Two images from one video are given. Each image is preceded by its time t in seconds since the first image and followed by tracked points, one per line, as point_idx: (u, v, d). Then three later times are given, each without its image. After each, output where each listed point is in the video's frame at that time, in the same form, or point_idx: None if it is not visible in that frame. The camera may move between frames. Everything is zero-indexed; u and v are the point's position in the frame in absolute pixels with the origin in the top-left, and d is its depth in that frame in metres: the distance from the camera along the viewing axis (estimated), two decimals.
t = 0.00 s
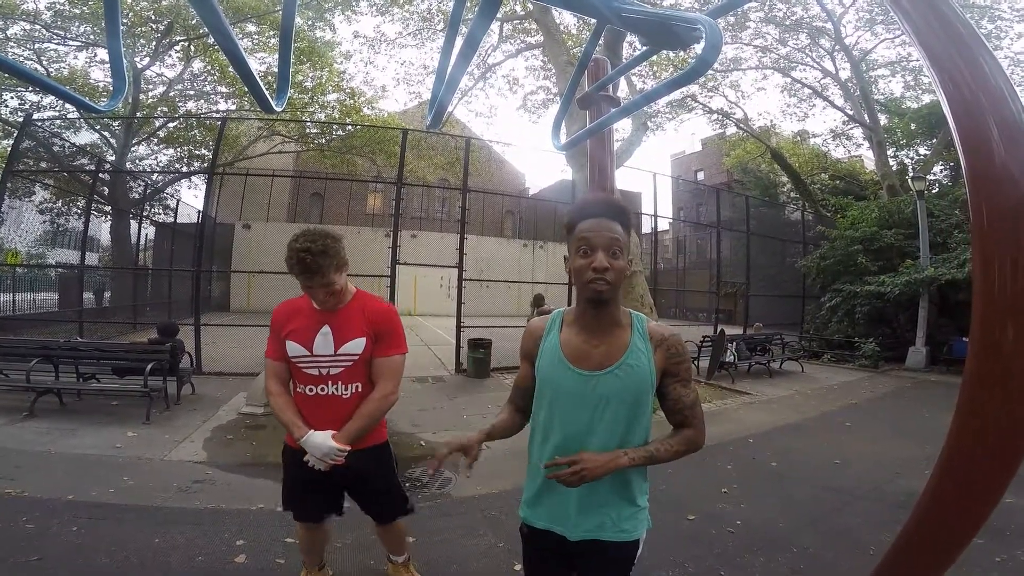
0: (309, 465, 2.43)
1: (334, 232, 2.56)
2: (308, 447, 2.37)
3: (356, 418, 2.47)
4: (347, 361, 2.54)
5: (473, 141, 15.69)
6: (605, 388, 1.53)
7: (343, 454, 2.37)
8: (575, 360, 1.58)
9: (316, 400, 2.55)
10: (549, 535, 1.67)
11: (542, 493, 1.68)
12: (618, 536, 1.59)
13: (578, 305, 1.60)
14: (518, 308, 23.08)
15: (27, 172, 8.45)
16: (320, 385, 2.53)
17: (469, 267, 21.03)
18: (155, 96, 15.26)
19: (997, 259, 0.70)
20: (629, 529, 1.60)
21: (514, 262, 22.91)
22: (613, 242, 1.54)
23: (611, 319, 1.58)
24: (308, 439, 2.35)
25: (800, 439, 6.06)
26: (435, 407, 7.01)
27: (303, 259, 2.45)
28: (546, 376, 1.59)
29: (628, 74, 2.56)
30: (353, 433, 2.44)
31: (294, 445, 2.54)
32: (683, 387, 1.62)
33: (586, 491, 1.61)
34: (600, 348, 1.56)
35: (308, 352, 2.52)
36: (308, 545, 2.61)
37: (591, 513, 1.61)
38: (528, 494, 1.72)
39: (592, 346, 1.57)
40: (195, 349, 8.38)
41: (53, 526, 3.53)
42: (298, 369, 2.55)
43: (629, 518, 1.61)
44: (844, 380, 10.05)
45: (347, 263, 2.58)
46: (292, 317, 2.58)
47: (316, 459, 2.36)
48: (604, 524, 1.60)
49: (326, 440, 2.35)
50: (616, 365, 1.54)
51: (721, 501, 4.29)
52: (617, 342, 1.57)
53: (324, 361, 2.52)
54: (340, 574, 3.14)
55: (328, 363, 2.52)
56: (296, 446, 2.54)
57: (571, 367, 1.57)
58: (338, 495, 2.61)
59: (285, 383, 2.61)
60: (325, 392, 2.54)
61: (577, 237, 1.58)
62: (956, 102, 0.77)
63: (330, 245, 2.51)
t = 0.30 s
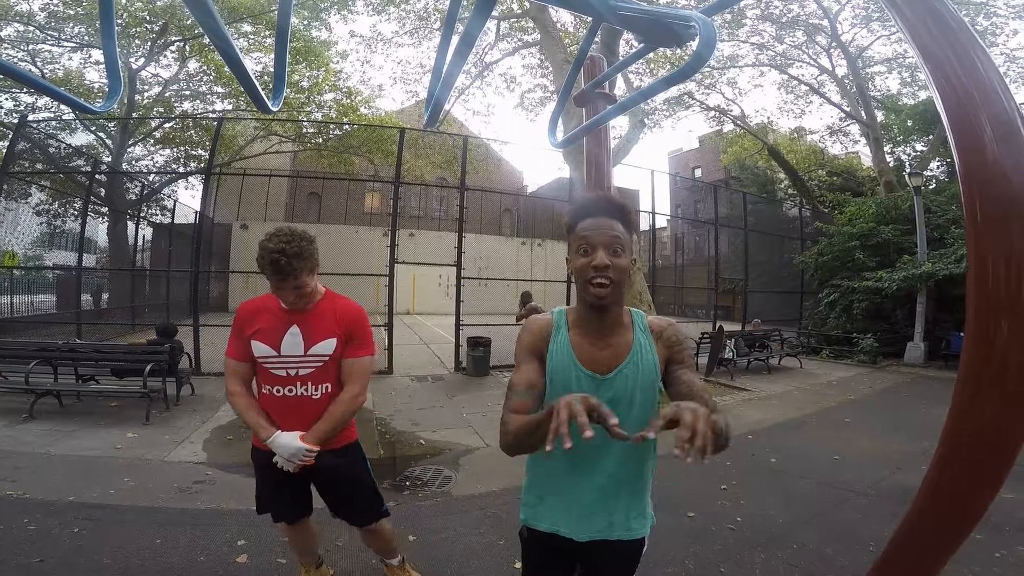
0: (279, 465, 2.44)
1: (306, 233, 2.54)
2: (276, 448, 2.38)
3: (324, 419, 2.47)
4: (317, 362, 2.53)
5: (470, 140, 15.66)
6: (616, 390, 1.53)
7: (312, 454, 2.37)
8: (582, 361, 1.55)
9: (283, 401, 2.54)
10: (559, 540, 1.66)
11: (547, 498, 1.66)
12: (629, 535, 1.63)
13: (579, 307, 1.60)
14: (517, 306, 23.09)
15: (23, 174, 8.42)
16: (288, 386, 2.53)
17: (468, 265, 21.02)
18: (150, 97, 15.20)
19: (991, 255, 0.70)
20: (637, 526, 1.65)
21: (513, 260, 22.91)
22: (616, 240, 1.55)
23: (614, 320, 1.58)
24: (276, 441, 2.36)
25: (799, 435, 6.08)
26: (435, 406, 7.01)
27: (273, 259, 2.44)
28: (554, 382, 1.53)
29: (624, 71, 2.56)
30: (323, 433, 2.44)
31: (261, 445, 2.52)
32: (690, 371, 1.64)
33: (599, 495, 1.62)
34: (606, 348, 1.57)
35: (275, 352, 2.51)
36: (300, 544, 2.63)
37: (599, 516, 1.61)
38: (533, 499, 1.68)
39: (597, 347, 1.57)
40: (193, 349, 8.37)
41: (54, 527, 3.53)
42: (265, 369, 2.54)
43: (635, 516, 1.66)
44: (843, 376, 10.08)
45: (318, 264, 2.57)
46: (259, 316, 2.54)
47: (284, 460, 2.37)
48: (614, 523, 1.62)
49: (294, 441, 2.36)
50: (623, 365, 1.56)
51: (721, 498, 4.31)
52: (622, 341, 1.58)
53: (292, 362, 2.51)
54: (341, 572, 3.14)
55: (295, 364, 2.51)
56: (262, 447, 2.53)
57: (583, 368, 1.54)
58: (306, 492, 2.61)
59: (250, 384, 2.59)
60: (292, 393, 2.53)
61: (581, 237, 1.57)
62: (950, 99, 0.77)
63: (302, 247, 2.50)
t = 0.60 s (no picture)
0: (280, 468, 2.42)
1: (293, 232, 2.54)
2: (279, 450, 2.35)
3: (323, 416, 2.49)
4: (309, 360, 2.55)
5: (468, 141, 15.68)
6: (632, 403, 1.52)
7: (317, 452, 2.39)
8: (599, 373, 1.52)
9: (274, 402, 2.51)
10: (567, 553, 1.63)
11: (557, 510, 1.63)
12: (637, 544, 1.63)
13: (588, 313, 1.57)
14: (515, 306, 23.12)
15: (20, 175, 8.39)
16: (279, 386, 2.51)
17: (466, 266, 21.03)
18: (147, 98, 15.18)
19: (981, 255, 0.71)
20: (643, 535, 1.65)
21: (511, 261, 22.94)
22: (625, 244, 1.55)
23: (624, 326, 1.58)
24: (280, 443, 2.34)
25: (797, 435, 6.09)
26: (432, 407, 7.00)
27: (265, 260, 2.43)
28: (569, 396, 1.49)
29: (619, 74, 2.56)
30: (323, 429, 2.47)
31: (256, 449, 2.48)
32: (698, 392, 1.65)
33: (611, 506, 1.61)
34: (619, 358, 1.55)
35: (266, 354, 2.47)
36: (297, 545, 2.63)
37: (611, 526, 1.61)
38: (541, 512, 1.65)
39: (608, 357, 1.54)
40: (191, 350, 8.34)
41: (51, 529, 3.51)
42: (252, 372, 2.48)
43: (643, 524, 1.66)
44: (840, 376, 10.10)
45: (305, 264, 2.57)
46: (241, 317, 2.48)
47: (288, 461, 2.35)
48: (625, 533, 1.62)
49: (298, 440, 2.36)
50: (640, 376, 1.55)
51: (719, 498, 4.32)
52: (635, 350, 1.58)
53: (285, 362, 2.49)
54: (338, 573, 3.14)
55: (288, 363, 2.50)
56: (256, 450, 2.48)
57: (600, 383, 1.50)
58: (304, 492, 2.60)
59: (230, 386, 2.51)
60: (284, 394, 2.51)
61: (590, 241, 1.56)
62: (939, 101, 0.78)
63: (292, 247, 2.51)
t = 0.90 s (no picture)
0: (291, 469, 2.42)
1: (295, 234, 2.53)
2: (292, 450, 2.35)
3: (330, 414, 2.53)
4: (315, 361, 2.56)
5: (466, 142, 15.69)
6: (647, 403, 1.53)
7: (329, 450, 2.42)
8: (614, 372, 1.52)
9: (281, 403, 2.50)
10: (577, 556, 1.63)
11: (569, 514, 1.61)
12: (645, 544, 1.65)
13: (597, 314, 1.57)
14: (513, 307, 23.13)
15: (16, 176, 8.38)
16: (286, 388, 2.50)
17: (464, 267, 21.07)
18: (145, 99, 15.16)
19: (972, 254, 0.71)
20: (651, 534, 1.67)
21: (509, 261, 22.95)
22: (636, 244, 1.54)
23: (630, 325, 1.60)
24: (293, 443, 2.34)
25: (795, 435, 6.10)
26: (431, 408, 7.00)
27: (270, 261, 2.42)
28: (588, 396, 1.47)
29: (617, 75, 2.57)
30: (331, 428, 2.50)
31: (265, 450, 2.47)
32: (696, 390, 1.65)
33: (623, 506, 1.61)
34: (631, 358, 1.57)
35: (273, 356, 2.46)
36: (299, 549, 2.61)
37: (622, 529, 1.61)
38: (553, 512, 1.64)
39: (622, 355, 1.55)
40: (189, 351, 8.33)
41: (48, 530, 3.50)
42: (257, 375, 2.46)
43: (652, 524, 1.67)
44: (838, 376, 10.12)
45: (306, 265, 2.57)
46: (244, 320, 2.45)
47: (302, 460, 2.36)
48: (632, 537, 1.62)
49: (311, 440, 2.37)
50: (650, 375, 1.58)
51: (717, 498, 4.32)
52: (643, 349, 1.60)
53: (291, 363, 2.50)
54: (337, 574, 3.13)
55: (294, 365, 2.50)
56: (266, 452, 2.47)
57: (617, 382, 1.50)
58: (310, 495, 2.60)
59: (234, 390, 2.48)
60: (291, 395, 2.51)
61: (599, 239, 1.54)
62: (931, 100, 0.79)
63: (297, 248, 2.50)
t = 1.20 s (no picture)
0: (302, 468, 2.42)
1: (315, 233, 2.52)
2: (301, 450, 2.34)
3: (344, 414, 2.51)
4: (330, 361, 2.54)
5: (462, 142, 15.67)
6: (654, 406, 1.51)
7: (338, 451, 2.40)
8: (620, 375, 1.52)
9: (296, 402, 2.50)
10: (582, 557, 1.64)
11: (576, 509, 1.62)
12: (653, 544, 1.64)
13: (609, 311, 1.56)
14: (510, 307, 23.12)
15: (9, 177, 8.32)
16: (300, 387, 2.49)
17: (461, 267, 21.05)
18: (139, 99, 15.08)
19: (964, 253, 0.83)
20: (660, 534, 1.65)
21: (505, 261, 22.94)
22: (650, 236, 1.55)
23: (645, 323, 1.58)
24: (302, 442, 2.33)
25: (792, 434, 6.13)
26: (428, 408, 6.99)
27: (286, 259, 2.42)
28: (585, 396, 1.49)
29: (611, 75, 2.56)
30: (343, 429, 2.48)
31: (277, 449, 2.47)
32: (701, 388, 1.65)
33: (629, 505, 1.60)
34: (641, 356, 1.55)
35: (289, 354, 2.45)
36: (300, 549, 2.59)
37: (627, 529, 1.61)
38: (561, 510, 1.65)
39: (631, 354, 1.54)
40: (184, 353, 8.29)
41: (46, 532, 3.48)
42: (272, 373, 2.46)
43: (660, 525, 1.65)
44: (834, 374, 10.17)
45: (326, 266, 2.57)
46: (263, 318, 2.45)
47: (310, 461, 2.35)
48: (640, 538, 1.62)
49: (320, 440, 2.36)
50: (663, 374, 1.55)
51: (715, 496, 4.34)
52: (659, 348, 1.57)
53: (305, 362, 2.48)
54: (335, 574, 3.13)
55: (309, 364, 2.49)
56: (278, 451, 2.47)
57: (618, 383, 1.50)
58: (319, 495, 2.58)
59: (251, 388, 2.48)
60: (305, 394, 2.50)
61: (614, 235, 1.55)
62: (923, 101, 0.90)
63: (316, 247, 2.50)
